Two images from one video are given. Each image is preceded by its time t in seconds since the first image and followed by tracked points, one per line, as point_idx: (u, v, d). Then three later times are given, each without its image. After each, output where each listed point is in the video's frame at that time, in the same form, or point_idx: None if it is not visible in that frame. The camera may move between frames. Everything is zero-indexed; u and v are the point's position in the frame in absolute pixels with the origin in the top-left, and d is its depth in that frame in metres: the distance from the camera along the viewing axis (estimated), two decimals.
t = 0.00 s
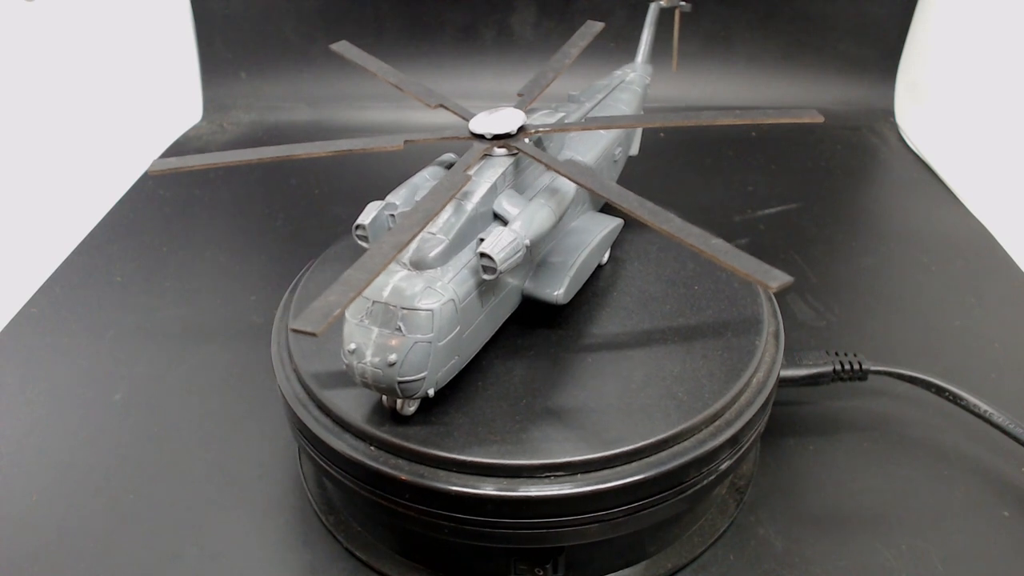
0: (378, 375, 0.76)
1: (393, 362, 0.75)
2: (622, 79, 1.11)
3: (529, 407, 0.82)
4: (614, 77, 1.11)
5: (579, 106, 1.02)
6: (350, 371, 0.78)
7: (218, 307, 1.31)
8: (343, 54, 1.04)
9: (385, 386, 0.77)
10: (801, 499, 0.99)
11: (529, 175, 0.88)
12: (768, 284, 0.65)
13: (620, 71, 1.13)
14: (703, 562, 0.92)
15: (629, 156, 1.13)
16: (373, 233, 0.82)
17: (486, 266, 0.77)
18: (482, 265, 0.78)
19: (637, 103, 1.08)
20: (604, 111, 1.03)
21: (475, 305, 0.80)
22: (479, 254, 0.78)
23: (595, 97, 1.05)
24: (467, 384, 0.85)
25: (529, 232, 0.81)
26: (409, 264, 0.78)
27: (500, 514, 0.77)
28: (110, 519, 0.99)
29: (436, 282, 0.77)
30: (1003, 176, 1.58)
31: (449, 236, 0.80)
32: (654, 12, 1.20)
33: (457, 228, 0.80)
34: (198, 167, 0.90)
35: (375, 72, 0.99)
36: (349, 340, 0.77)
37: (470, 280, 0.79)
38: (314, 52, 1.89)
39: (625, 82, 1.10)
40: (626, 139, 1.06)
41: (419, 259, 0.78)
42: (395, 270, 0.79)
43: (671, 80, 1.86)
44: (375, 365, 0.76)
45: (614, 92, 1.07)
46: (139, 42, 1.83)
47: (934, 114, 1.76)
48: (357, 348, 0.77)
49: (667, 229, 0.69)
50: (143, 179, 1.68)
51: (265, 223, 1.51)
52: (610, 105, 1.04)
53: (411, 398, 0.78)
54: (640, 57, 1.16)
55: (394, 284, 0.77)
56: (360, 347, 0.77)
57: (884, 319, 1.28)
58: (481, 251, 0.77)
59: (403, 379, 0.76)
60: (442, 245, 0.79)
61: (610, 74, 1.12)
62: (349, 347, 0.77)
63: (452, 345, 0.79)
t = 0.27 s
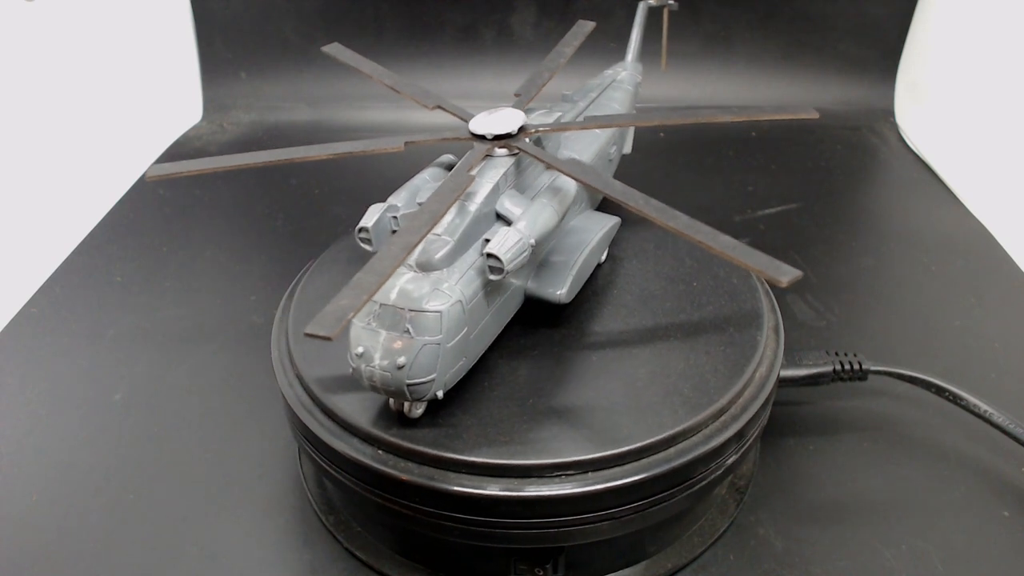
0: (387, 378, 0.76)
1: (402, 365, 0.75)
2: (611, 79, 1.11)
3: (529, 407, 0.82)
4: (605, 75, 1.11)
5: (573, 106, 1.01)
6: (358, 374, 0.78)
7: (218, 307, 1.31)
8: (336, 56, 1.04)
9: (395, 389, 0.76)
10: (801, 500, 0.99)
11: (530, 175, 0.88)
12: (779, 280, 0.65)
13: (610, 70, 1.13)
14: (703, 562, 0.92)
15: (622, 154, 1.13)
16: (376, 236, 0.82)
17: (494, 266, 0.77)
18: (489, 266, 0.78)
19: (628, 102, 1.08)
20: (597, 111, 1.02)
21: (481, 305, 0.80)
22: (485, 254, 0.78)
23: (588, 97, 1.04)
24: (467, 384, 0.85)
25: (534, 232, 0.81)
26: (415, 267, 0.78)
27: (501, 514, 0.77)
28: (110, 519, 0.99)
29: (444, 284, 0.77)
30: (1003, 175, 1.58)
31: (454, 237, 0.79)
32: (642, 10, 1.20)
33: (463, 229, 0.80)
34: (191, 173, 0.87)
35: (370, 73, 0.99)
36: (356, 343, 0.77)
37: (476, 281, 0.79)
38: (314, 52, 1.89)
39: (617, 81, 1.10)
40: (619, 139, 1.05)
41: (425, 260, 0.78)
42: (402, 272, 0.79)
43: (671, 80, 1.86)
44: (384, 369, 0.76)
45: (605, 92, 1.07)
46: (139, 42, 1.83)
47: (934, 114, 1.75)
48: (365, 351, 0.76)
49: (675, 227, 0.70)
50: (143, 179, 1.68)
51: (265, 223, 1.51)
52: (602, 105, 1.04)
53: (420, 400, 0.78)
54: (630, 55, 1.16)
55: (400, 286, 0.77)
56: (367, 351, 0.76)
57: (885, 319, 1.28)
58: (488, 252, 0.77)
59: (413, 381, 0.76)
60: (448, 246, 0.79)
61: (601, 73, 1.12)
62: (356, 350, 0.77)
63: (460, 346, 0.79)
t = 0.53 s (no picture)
0: (395, 381, 0.75)
1: (411, 367, 0.74)
2: (603, 79, 1.10)
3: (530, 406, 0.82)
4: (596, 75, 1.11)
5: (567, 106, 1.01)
6: (364, 378, 0.77)
7: (218, 307, 1.31)
8: (329, 58, 1.03)
9: (403, 392, 0.76)
10: (801, 500, 0.99)
11: (530, 175, 0.89)
12: (788, 275, 0.66)
13: (602, 69, 1.12)
14: (703, 562, 0.92)
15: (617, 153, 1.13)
16: (379, 238, 0.82)
17: (500, 266, 0.77)
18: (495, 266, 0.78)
19: (622, 101, 1.07)
20: (591, 111, 1.02)
21: (486, 306, 0.80)
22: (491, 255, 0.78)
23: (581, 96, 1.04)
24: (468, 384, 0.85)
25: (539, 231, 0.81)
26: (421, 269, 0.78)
27: (501, 513, 0.77)
28: (110, 519, 0.99)
29: (451, 285, 0.77)
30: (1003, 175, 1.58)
31: (459, 238, 0.80)
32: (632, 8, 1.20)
33: (467, 230, 0.80)
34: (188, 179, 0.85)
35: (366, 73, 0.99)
36: (362, 347, 0.76)
37: (481, 281, 0.79)
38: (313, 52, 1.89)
39: (609, 80, 1.10)
40: (612, 138, 1.05)
41: (430, 262, 0.78)
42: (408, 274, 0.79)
43: (671, 80, 1.86)
44: (392, 372, 0.75)
45: (598, 92, 1.06)
46: (140, 42, 1.83)
47: (934, 114, 1.76)
48: (372, 354, 0.76)
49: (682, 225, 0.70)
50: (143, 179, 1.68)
51: (265, 223, 1.51)
52: (596, 105, 1.04)
53: (427, 402, 0.78)
54: (620, 54, 1.15)
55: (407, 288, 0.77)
56: (375, 354, 0.76)
57: (885, 318, 1.28)
58: (494, 252, 0.77)
59: (421, 384, 0.75)
60: (453, 247, 0.79)
61: (593, 73, 1.11)
62: (363, 354, 0.76)
63: (467, 347, 0.79)
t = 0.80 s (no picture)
0: (405, 384, 0.75)
1: (422, 369, 0.74)
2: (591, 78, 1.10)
3: (529, 407, 0.82)
4: (586, 74, 1.10)
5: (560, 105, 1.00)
6: (374, 381, 0.77)
7: (218, 307, 1.31)
8: (320, 62, 1.03)
9: (413, 395, 0.76)
10: (801, 500, 0.99)
11: (531, 174, 0.89)
12: (798, 269, 0.66)
13: (591, 68, 1.12)
14: (703, 562, 0.92)
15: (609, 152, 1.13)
16: (384, 240, 0.80)
17: (507, 267, 0.77)
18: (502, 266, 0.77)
19: (614, 100, 1.07)
20: (584, 111, 1.01)
21: (494, 307, 0.80)
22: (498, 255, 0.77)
23: (572, 96, 1.04)
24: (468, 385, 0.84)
25: (544, 230, 0.81)
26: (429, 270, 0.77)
27: (501, 513, 0.77)
28: (110, 518, 0.99)
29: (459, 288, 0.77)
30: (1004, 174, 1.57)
31: (465, 239, 0.79)
32: (621, 7, 1.20)
33: (472, 231, 0.80)
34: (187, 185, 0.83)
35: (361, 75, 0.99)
36: (372, 350, 0.76)
37: (489, 281, 0.79)
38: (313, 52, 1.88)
39: (600, 80, 1.10)
40: (605, 138, 1.05)
41: (437, 263, 0.78)
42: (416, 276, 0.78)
43: (671, 80, 1.86)
44: (402, 375, 0.75)
45: (589, 91, 1.06)
46: (140, 42, 1.83)
47: (934, 114, 1.75)
48: (382, 358, 0.76)
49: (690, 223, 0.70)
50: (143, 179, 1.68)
51: (265, 223, 1.51)
52: (588, 104, 1.03)
53: (437, 404, 0.78)
54: (608, 53, 1.15)
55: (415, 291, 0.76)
56: (385, 357, 0.76)
57: (885, 319, 1.28)
58: (501, 253, 0.76)
59: (432, 386, 0.75)
60: (460, 247, 0.79)
61: (582, 72, 1.11)
62: (372, 357, 0.76)
63: (476, 348, 0.79)
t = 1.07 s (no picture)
0: (415, 387, 0.75)
1: (432, 372, 0.74)
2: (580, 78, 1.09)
3: (530, 407, 0.82)
4: (577, 74, 1.10)
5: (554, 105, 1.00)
6: (382, 385, 0.77)
7: (218, 307, 1.31)
8: (313, 62, 1.02)
9: (423, 398, 0.76)
10: (801, 500, 0.99)
11: (530, 172, 0.89)
12: (807, 263, 0.67)
13: (581, 67, 1.11)
14: (703, 562, 0.92)
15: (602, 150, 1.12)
16: (388, 243, 0.81)
17: (514, 267, 0.77)
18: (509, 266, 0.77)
19: (606, 98, 1.07)
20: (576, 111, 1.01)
21: (501, 307, 0.80)
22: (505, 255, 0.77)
23: (564, 96, 1.03)
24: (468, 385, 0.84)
25: (548, 230, 0.81)
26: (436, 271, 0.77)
27: (501, 513, 0.77)
28: (110, 518, 0.99)
29: (467, 289, 0.77)
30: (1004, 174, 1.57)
31: (471, 240, 0.79)
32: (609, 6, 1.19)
33: (478, 232, 0.80)
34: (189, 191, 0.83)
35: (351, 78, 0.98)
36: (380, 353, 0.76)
37: (496, 282, 0.79)
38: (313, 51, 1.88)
39: (591, 79, 1.09)
40: (598, 137, 1.04)
41: (444, 265, 0.77)
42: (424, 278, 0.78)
43: (671, 80, 1.86)
44: (412, 378, 0.74)
45: (580, 90, 1.05)
46: (140, 42, 1.83)
47: (934, 114, 1.76)
48: (391, 361, 0.75)
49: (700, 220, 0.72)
50: (144, 179, 1.68)
51: (265, 222, 1.52)
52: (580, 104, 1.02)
53: (446, 407, 0.78)
54: (597, 52, 1.14)
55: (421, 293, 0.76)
56: (393, 360, 0.75)
57: (885, 319, 1.28)
58: (508, 253, 0.77)
59: (441, 389, 0.75)
60: (465, 249, 0.78)
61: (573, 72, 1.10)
62: (381, 360, 0.75)
63: (485, 349, 0.78)
